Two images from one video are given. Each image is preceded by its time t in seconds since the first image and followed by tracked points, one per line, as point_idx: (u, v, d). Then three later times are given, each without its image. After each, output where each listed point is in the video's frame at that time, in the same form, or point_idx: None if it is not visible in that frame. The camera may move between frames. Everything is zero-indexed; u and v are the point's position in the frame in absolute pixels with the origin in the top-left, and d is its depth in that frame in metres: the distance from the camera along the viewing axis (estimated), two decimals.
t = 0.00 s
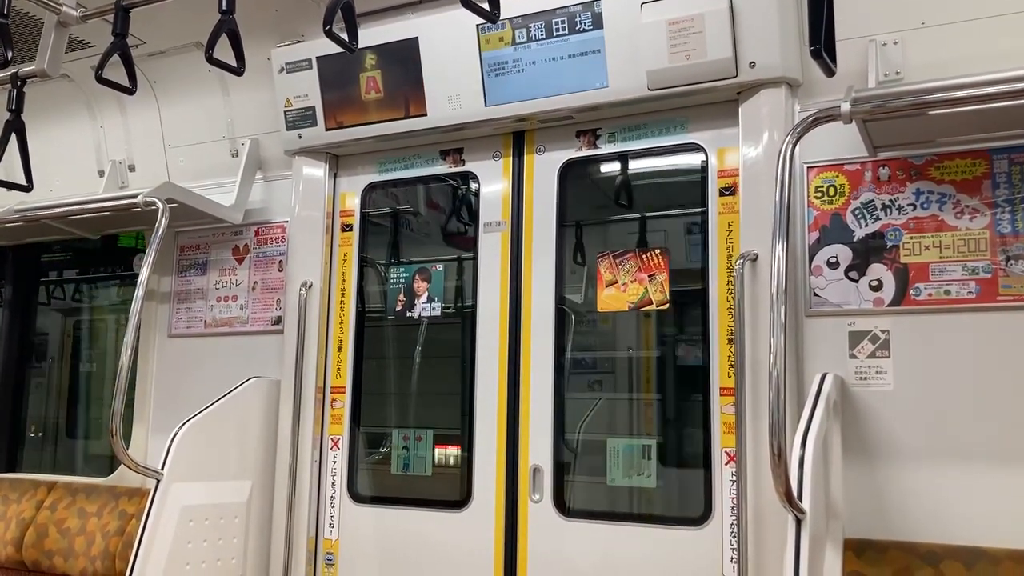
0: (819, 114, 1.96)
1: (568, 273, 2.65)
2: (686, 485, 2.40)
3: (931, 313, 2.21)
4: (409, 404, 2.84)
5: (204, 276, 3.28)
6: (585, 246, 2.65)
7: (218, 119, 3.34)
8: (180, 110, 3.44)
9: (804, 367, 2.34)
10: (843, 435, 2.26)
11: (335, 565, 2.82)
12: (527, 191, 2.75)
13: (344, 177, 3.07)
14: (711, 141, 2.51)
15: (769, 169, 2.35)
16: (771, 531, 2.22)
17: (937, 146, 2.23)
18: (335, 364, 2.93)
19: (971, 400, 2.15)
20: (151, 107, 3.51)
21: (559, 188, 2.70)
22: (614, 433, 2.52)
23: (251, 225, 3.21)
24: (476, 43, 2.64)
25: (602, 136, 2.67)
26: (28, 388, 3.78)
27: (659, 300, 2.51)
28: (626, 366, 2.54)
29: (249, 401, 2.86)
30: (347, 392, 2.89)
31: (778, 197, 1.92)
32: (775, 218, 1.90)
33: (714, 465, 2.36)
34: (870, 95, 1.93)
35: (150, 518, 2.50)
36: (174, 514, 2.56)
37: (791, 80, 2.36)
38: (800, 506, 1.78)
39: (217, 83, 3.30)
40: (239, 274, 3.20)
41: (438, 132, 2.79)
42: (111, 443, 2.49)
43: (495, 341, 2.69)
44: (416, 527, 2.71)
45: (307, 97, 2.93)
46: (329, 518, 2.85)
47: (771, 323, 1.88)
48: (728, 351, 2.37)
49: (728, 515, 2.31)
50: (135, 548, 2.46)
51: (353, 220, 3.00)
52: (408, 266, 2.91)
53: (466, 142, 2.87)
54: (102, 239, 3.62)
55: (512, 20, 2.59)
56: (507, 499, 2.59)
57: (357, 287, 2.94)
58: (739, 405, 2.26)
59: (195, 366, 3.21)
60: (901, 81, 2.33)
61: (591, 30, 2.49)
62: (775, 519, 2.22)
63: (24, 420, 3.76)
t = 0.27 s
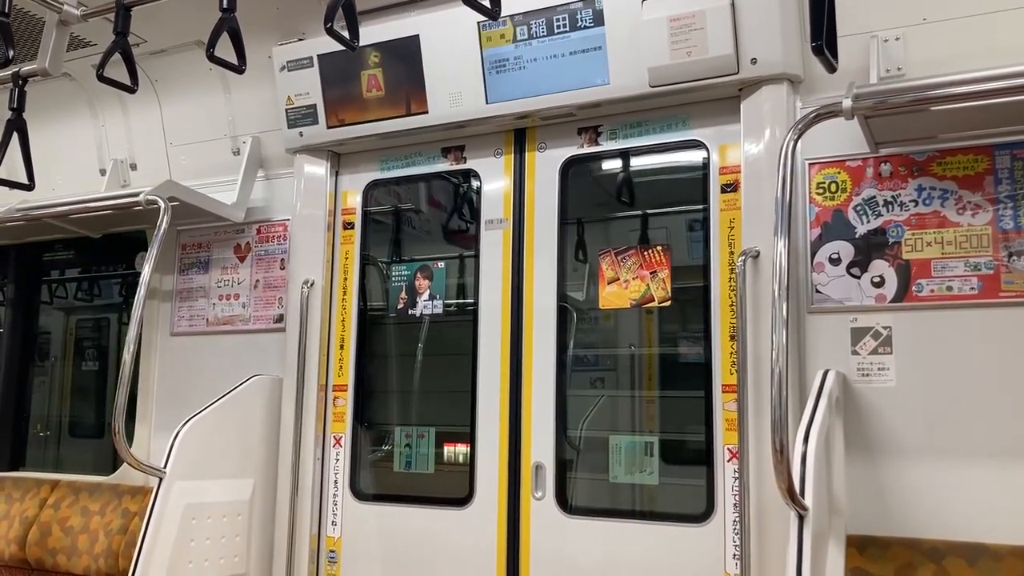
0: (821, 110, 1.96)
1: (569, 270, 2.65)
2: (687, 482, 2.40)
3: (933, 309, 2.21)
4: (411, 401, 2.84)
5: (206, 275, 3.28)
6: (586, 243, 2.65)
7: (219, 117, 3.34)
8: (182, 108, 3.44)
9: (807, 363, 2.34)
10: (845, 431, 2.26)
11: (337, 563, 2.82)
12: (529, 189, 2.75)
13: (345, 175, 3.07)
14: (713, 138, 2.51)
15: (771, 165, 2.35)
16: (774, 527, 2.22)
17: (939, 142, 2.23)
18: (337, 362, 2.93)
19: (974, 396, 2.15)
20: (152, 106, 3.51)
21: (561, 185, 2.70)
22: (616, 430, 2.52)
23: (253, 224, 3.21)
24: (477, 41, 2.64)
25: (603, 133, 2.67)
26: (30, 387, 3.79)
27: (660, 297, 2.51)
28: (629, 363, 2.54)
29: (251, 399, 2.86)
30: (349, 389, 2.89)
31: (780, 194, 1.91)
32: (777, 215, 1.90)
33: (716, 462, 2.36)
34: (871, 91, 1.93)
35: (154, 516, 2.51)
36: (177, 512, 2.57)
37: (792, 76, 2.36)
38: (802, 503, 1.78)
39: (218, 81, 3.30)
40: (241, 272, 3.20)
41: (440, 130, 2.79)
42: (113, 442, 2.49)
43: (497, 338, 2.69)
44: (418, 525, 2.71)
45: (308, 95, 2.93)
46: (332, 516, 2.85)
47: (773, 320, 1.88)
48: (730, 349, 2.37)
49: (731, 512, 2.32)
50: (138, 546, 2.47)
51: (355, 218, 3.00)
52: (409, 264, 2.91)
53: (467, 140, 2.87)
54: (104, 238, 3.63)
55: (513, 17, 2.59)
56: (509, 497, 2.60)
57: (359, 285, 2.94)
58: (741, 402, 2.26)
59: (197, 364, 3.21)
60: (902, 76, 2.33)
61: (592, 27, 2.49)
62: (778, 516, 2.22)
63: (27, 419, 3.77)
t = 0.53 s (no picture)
0: (823, 105, 1.95)
1: (571, 267, 2.65)
2: (689, 478, 2.40)
3: (935, 305, 2.21)
4: (413, 398, 2.84)
5: (207, 273, 3.28)
6: (587, 240, 2.65)
7: (220, 115, 3.34)
8: (182, 106, 3.44)
9: (809, 359, 2.34)
10: (847, 426, 2.26)
11: (340, 560, 2.83)
12: (530, 186, 2.74)
13: (346, 172, 3.06)
14: (714, 134, 2.51)
15: (772, 161, 2.35)
16: (776, 523, 2.22)
17: (941, 137, 2.23)
18: (339, 360, 2.93)
19: (977, 392, 2.14)
20: (153, 104, 3.51)
21: (562, 182, 2.70)
22: (619, 426, 2.52)
23: (255, 222, 3.21)
24: (477, 37, 2.64)
25: (604, 129, 2.67)
26: (32, 386, 3.79)
27: (662, 293, 2.51)
28: (631, 360, 2.54)
29: (253, 397, 2.86)
30: (351, 387, 2.89)
31: (782, 189, 1.91)
32: (778, 210, 1.90)
33: (718, 457, 2.35)
34: (873, 86, 1.92)
35: (156, 514, 2.51)
36: (180, 510, 2.57)
37: (793, 72, 2.36)
38: (805, 498, 1.78)
39: (219, 79, 3.30)
40: (243, 270, 3.20)
41: (441, 127, 2.79)
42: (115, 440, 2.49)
43: (499, 335, 2.69)
44: (421, 522, 2.72)
45: (309, 92, 2.93)
46: (335, 513, 2.86)
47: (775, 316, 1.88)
48: (732, 345, 2.37)
49: (733, 507, 2.32)
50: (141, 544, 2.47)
51: (356, 216, 3.00)
52: (411, 261, 2.91)
53: (468, 137, 2.86)
54: (105, 237, 3.63)
55: (514, 14, 2.59)
56: (512, 494, 2.60)
57: (361, 283, 2.95)
58: (743, 398, 2.26)
59: (199, 362, 3.21)
60: (904, 71, 2.32)
61: (592, 23, 2.49)
62: (780, 512, 2.22)
63: (29, 417, 3.77)
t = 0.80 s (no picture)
0: (823, 101, 1.95)
1: (572, 264, 2.65)
2: (691, 475, 2.40)
3: (937, 300, 2.20)
4: (415, 396, 2.84)
5: (208, 271, 3.28)
6: (588, 236, 2.65)
7: (220, 113, 3.34)
8: (182, 105, 3.44)
9: (810, 355, 2.34)
10: (849, 422, 2.25)
11: (343, 558, 2.83)
12: (530, 183, 2.74)
13: (347, 170, 3.06)
14: (715, 129, 2.50)
15: (773, 157, 2.34)
16: (779, 518, 2.22)
17: (942, 131, 2.22)
18: (341, 357, 2.93)
19: (979, 386, 2.14)
20: (153, 103, 3.51)
21: (563, 179, 2.69)
22: (621, 423, 2.52)
23: (255, 220, 3.21)
24: (477, 34, 2.64)
25: (605, 125, 2.67)
26: (35, 386, 3.79)
27: (663, 290, 2.51)
28: (632, 356, 2.54)
29: (255, 395, 2.86)
30: (353, 385, 2.90)
31: (783, 185, 1.90)
32: (779, 206, 1.89)
33: (720, 453, 2.35)
34: (874, 80, 1.92)
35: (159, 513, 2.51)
36: (182, 508, 2.57)
37: (794, 67, 2.35)
38: (807, 494, 1.78)
39: (219, 77, 3.30)
40: (244, 268, 3.20)
41: (441, 124, 2.79)
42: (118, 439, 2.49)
43: (501, 333, 2.69)
44: (423, 519, 2.72)
45: (309, 90, 2.93)
46: (337, 511, 2.86)
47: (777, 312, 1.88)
48: (733, 341, 2.37)
49: (735, 503, 2.32)
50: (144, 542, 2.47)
51: (357, 213, 3.00)
52: (412, 258, 2.91)
53: (469, 134, 2.86)
54: (106, 236, 3.63)
55: (514, 11, 2.59)
56: (514, 491, 2.60)
57: (362, 280, 2.95)
58: (745, 394, 2.26)
59: (201, 361, 3.22)
60: (905, 66, 2.32)
61: (592, 19, 2.48)
62: (782, 508, 2.22)
63: (32, 417, 3.78)
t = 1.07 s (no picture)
0: (823, 96, 1.95)
1: (573, 260, 2.65)
2: (693, 471, 2.40)
3: (938, 294, 2.20)
4: (417, 393, 2.85)
5: (209, 270, 3.28)
6: (589, 233, 2.65)
7: (220, 111, 3.34)
8: (182, 103, 3.44)
9: (812, 350, 2.34)
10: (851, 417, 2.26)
11: (345, 555, 2.83)
12: (531, 179, 2.74)
13: (347, 168, 3.06)
14: (715, 125, 2.50)
15: (773, 152, 2.34)
16: (781, 514, 2.22)
17: (943, 126, 2.22)
18: (343, 355, 2.94)
19: (980, 381, 2.14)
20: (153, 101, 3.51)
21: (563, 175, 2.69)
22: (622, 419, 2.53)
23: (256, 218, 3.21)
24: (477, 31, 2.64)
25: (605, 122, 2.66)
26: (36, 385, 3.80)
27: (664, 286, 2.51)
28: (634, 352, 2.54)
29: (257, 393, 2.87)
30: (355, 382, 2.90)
31: (784, 180, 1.90)
32: (780, 202, 1.89)
33: (722, 449, 2.35)
34: (874, 75, 1.92)
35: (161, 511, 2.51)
36: (184, 505, 2.57)
37: (794, 62, 2.35)
38: (808, 489, 1.78)
39: (219, 75, 3.30)
40: (245, 266, 3.20)
41: (442, 121, 2.79)
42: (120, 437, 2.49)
43: (502, 330, 2.69)
44: (425, 516, 2.72)
45: (309, 88, 2.93)
46: (339, 508, 2.86)
47: (778, 307, 1.88)
48: (735, 337, 2.37)
49: (737, 499, 2.32)
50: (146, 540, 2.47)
51: (358, 211, 3.00)
52: (413, 256, 2.91)
53: (469, 131, 2.86)
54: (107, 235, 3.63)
55: (513, 7, 2.59)
56: (516, 487, 2.60)
57: (363, 278, 2.95)
58: (746, 389, 2.26)
59: (202, 359, 3.22)
60: (905, 61, 2.32)
61: (592, 15, 2.48)
62: (784, 503, 2.22)
63: (35, 415, 3.79)
